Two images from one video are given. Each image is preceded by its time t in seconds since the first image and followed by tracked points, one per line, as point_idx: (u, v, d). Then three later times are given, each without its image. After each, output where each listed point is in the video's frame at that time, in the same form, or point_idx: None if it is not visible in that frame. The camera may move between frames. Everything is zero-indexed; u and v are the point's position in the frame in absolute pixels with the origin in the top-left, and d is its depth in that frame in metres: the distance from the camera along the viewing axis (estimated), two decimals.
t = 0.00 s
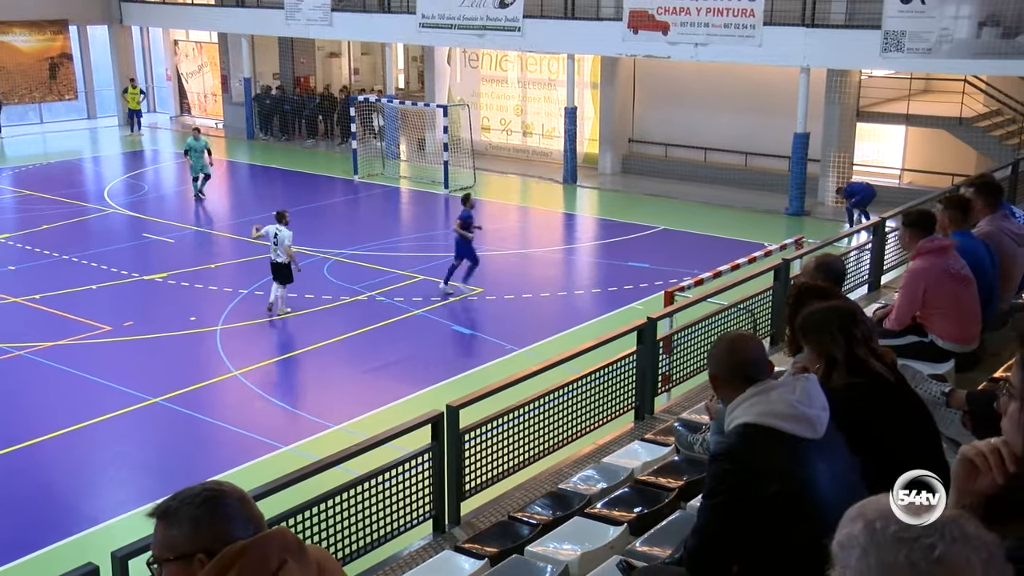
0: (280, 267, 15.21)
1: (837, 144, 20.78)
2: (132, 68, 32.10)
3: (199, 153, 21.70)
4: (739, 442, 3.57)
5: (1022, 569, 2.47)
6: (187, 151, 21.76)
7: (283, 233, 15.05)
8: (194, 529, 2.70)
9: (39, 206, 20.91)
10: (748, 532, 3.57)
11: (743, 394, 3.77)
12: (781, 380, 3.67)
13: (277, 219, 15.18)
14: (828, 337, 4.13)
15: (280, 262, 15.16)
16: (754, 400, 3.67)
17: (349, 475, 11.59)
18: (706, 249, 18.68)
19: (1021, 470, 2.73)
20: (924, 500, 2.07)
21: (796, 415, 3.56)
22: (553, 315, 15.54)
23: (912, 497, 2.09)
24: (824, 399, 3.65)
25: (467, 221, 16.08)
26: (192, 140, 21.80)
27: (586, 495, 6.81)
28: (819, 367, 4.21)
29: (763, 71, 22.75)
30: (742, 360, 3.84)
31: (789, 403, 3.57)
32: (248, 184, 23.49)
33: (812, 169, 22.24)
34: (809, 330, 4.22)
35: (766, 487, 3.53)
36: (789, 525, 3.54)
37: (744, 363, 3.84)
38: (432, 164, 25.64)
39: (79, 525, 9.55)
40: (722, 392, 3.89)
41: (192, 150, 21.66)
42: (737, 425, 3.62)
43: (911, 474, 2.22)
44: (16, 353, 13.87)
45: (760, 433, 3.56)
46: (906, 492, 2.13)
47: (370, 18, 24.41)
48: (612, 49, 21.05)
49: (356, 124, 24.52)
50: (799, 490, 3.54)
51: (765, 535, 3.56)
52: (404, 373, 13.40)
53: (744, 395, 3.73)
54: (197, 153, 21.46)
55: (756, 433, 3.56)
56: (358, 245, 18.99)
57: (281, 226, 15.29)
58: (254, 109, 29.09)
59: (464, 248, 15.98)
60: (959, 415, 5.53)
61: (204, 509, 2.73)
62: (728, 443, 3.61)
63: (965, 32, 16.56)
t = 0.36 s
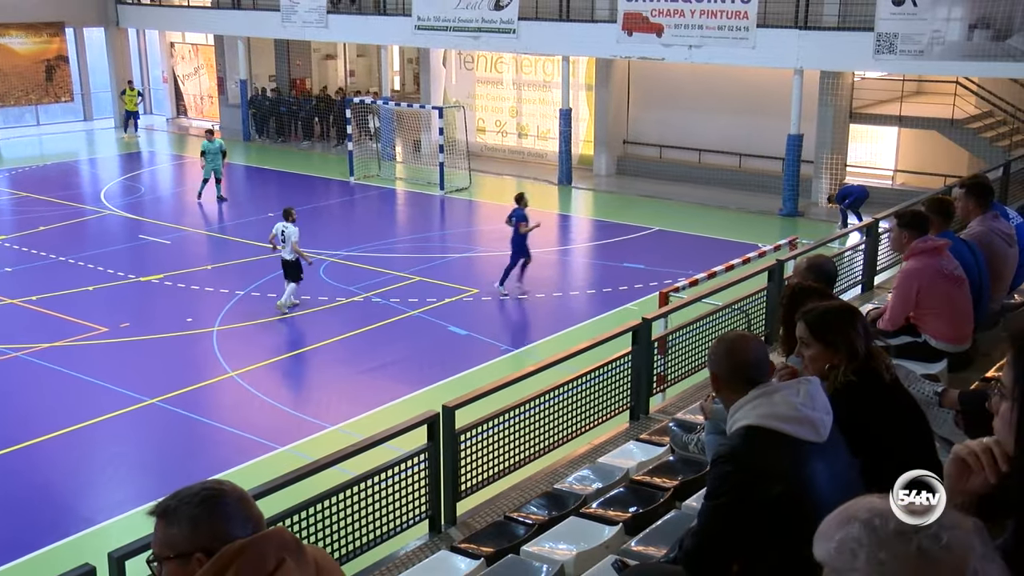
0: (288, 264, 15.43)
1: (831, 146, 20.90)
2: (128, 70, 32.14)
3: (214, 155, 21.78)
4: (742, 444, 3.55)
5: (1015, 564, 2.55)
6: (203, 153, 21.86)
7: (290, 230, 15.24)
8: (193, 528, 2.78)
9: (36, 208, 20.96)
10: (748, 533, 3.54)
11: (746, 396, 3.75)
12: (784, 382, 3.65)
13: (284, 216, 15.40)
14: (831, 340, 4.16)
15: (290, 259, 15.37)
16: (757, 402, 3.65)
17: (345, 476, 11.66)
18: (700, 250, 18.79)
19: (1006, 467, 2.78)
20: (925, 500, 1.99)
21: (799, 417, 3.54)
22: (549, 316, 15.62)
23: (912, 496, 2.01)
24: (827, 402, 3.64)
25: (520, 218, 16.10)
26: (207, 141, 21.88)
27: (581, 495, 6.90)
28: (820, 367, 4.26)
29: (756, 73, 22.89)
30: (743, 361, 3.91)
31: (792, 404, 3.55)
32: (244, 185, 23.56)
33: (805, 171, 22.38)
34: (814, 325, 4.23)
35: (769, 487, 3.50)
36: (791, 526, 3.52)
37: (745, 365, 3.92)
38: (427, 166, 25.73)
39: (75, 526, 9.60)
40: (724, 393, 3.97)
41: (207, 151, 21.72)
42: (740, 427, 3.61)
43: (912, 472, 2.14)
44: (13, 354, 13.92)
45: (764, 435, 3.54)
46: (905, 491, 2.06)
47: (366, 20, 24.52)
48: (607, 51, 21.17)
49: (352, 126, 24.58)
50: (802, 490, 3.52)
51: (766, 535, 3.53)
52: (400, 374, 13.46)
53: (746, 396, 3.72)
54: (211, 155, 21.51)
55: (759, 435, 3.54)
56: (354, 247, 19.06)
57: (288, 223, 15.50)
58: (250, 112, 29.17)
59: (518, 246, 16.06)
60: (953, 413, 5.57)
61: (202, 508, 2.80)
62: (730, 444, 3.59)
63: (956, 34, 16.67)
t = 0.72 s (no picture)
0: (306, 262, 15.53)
1: (829, 147, 20.93)
2: (126, 71, 32.13)
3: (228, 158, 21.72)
4: (740, 445, 3.55)
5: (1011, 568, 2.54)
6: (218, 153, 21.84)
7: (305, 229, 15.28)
8: (193, 526, 2.78)
9: (34, 209, 20.95)
10: (748, 534, 3.54)
11: (744, 399, 3.75)
12: (782, 384, 3.66)
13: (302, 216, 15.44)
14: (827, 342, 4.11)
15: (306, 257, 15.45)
16: (755, 403, 3.65)
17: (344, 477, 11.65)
18: (699, 251, 18.80)
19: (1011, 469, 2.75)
20: (925, 501, 2.02)
21: (797, 419, 3.55)
22: (547, 317, 15.62)
23: (912, 496, 2.04)
24: (825, 404, 3.65)
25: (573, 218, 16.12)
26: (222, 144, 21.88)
27: (580, 495, 6.89)
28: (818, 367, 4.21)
29: (754, 74, 22.90)
30: (741, 362, 3.92)
31: (790, 407, 3.56)
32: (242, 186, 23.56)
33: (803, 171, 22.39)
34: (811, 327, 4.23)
35: (770, 488, 3.50)
36: (791, 527, 3.52)
37: (743, 367, 3.93)
38: (426, 167, 25.74)
39: (73, 527, 9.59)
40: (723, 396, 3.97)
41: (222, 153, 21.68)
42: (737, 429, 3.61)
43: (910, 475, 2.18)
44: (12, 355, 13.90)
45: (762, 437, 3.54)
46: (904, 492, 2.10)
47: (364, 20, 24.53)
48: (605, 51, 21.17)
49: (350, 126, 24.58)
50: (802, 491, 3.52)
51: (765, 536, 3.53)
52: (398, 375, 13.46)
53: (745, 399, 3.71)
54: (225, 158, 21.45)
55: (757, 437, 3.54)
56: (352, 248, 19.06)
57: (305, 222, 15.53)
58: (248, 112, 29.15)
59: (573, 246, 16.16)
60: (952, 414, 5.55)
61: (204, 506, 2.81)
62: (729, 447, 3.59)
63: (954, 35, 16.66)
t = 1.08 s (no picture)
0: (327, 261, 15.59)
1: (829, 147, 20.94)
2: (126, 71, 32.14)
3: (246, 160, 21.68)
4: (740, 445, 3.54)
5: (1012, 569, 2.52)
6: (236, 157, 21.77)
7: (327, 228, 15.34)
8: (193, 528, 2.77)
9: (34, 210, 20.95)
10: (748, 535, 3.54)
11: (745, 399, 3.74)
12: (782, 385, 3.65)
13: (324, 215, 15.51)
14: (826, 343, 4.11)
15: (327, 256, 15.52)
16: (755, 403, 3.64)
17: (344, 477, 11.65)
18: (699, 251, 18.80)
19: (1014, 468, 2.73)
20: (925, 501, 2.04)
21: (797, 420, 3.55)
22: (547, 318, 15.61)
23: (912, 497, 2.06)
24: (826, 405, 3.64)
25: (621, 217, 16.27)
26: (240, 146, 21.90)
27: (580, 496, 6.89)
28: (816, 368, 4.21)
29: (754, 75, 22.90)
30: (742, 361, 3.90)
31: (790, 407, 3.56)
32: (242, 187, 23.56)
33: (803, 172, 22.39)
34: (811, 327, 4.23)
35: (771, 489, 3.50)
36: (791, 527, 3.52)
37: (744, 366, 3.92)
38: (426, 167, 25.75)
39: (73, 527, 9.58)
40: (725, 395, 3.97)
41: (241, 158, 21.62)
42: (738, 429, 3.59)
43: (911, 475, 2.20)
44: (12, 356, 13.90)
45: (762, 437, 3.53)
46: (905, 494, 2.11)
47: (364, 21, 24.54)
48: (605, 52, 21.17)
49: (350, 127, 24.58)
50: (802, 492, 3.52)
51: (766, 537, 3.53)
52: (398, 376, 13.46)
53: (745, 399, 3.70)
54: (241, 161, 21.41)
55: (757, 438, 3.53)
56: (352, 248, 19.06)
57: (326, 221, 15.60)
58: (247, 113, 29.13)
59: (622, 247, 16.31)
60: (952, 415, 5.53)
61: (203, 507, 2.80)
62: (729, 447, 3.58)
63: (954, 36, 16.65)
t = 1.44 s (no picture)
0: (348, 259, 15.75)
1: (829, 148, 20.97)
2: (125, 72, 32.14)
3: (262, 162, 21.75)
4: (741, 447, 3.55)
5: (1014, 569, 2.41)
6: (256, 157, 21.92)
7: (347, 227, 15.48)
8: (194, 527, 2.77)
9: (34, 211, 20.94)
10: (749, 536, 3.54)
11: (746, 400, 3.74)
12: (784, 386, 3.65)
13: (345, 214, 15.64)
14: (826, 343, 4.10)
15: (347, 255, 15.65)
16: (757, 404, 3.65)
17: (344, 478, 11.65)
18: (699, 252, 18.81)
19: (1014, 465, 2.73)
20: (924, 501, 2.02)
21: (798, 421, 3.55)
22: (547, 318, 15.61)
23: (912, 496, 2.04)
24: (827, 407, 3.65)
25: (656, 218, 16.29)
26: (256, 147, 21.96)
27: (579, 496, 6.88)
28: (816, 368, 4.20)
29: (754, 76, 22.92)
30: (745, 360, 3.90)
31: (792, 408, 3.56)
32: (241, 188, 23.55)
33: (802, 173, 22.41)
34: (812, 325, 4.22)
35: (772, 491, 3.50)
36: (793, 529, 3.51)
37: (745, 367, 3.93)
38: (426, 168, 25.75)
39: (74, 527, 9.58)
40: (727, 396, 3.97)
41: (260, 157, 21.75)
42: (740, 430, 3.60)
43: (912, 474, 2.18)
44: (11, 356, 13.89)
45: (763, 438, 3.54)
46: (906, 492, 2.09)
47: (364, 22, 24.54)
48: (605, 53, 21.18)
49: (350, 128, 24.57)
50: (803, 493, 3.52)
51: (767, 539, 3.53)
52: (398, 376, 13.47)
53: (747, 399, 3.70)
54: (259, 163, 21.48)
55: (758, 439, 3.54)
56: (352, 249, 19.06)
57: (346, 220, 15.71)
58: (247, 114, 29.14)
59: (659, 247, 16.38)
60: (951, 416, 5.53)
61: (205, 506, 2.80)
62: (731, 448, 3.59)
63: (954, 37, 16.65)
